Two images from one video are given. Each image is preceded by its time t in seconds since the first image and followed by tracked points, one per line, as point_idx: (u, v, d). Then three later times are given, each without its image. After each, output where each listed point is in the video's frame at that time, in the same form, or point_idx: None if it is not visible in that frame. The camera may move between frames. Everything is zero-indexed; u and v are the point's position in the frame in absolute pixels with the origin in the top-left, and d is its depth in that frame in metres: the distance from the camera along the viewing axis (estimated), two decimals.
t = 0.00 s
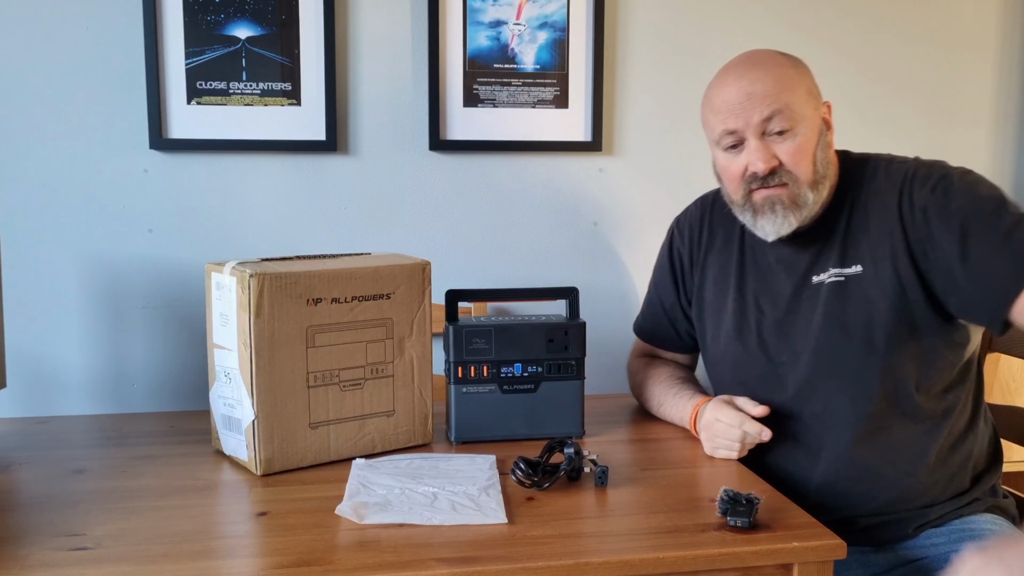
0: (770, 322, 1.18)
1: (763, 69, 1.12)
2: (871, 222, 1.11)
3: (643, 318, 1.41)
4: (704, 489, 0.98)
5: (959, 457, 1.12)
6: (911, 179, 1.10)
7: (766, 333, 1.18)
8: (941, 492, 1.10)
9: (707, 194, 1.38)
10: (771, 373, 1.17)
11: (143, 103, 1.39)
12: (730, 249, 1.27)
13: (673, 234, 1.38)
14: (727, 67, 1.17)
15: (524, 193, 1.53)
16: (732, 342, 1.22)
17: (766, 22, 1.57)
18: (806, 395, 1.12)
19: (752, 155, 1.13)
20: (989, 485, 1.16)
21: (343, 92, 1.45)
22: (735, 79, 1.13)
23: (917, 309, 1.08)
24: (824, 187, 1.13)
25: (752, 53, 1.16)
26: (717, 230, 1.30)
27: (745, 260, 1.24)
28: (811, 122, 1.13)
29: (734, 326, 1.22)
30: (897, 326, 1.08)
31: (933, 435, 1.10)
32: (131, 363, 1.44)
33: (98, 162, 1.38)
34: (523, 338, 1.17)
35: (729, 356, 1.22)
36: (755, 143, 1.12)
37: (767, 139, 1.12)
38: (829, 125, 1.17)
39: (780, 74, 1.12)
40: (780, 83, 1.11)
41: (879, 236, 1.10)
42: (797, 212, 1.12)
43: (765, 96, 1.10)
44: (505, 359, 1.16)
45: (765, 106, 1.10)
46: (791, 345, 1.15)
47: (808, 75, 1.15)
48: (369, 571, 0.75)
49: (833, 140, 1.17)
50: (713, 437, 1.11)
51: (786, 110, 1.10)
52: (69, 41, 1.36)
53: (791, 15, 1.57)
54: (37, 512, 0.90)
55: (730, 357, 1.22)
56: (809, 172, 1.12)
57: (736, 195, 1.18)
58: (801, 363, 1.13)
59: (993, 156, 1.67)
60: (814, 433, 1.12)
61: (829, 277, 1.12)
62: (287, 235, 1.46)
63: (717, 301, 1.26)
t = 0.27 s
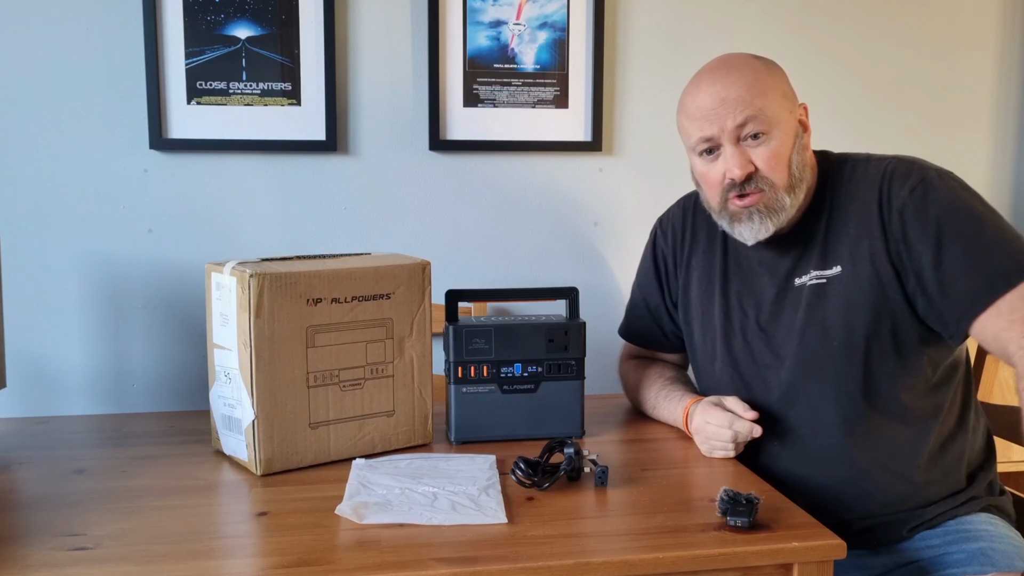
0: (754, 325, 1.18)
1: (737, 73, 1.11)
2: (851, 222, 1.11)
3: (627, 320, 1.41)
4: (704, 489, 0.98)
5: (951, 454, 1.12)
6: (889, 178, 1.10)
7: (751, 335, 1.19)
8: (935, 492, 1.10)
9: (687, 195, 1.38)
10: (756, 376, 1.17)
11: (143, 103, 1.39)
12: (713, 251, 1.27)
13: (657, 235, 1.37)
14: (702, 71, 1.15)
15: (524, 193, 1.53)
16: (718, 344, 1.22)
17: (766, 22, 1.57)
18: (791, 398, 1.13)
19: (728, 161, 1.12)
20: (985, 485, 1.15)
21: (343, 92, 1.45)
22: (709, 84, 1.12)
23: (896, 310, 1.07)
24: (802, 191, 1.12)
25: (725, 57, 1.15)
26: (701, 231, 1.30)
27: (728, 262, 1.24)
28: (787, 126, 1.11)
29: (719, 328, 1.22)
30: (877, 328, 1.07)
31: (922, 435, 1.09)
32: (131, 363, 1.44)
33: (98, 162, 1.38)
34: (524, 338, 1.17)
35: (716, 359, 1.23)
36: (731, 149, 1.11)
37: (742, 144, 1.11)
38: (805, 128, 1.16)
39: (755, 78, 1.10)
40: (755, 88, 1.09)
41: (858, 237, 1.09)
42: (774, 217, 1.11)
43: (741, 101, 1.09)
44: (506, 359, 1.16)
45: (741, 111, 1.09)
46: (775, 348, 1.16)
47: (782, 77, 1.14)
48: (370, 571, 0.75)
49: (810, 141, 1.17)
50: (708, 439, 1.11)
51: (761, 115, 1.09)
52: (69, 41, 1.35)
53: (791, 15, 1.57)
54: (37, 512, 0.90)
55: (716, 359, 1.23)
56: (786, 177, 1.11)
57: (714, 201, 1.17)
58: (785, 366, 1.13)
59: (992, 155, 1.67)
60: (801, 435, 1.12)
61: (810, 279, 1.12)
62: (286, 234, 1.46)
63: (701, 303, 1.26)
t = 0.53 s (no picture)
0: (748, 328, 1.19)
1: (730, 77, 1.10)
2: (842, 225, 1.11)
3: (622, 323, 1.41)
4: (704, 489, 0.98)
5: (948, 456, 1.11)
6: (878, 180, 1.09)
7: (745, 338, 1.19)
8: (932, 494, 1.09)
9: (679, 198, 1.38)
10: (752, 379, 1.18)
11: (143, 103, 1.39)
12: (706, 254, 1.27)
13: (651, 237, 1.38)
14: (693, 75, 1.15)
15: (524, 193, 1.53)
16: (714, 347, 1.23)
17: (766, 22, 1.57)
18: (786, 401, 1.13)
19: (722, 166, 1.12)
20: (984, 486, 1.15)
21: (343, 92, 1.45)
22: (702, 88, 1.11)
23: (887, 313, 1.07)
24: (795, 196, 1.12)
25: (718, 60, 1.14)
26: (694, 233, 1.30)
27: (721, 266, 1.24)
28: (781, 130, 1.11)
29: (713, 332, 1.23)
30: (869, 332, 1.07)
31: (917, 436, 1.09)
32: (131, 363, 1.44)
33: (98, 163, 1.38)
34: (524, 338, 1.17)
35: (712, 362, 1.23)
36: (724, 154, 1.11)
37: (735, 149, 1.11)
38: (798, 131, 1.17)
39: (749, 82, 1.10)
40: (748, 92, 1.09)
41: (849, 241, 1.09)
42: (769, 222, 1.11)
43: (734, 106, 1.09)
44: (506, 359, 1.16)
45: (734, 116, 1.09)
46: (769, 351, 1.16)
47: (775, 81, 1.13)
48: (370, 571, 0.75)
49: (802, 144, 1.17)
50: (715, 437, 1.11)
51: (755, 119, 1.09)
52: (69, 41, 1.36)
53: (791, 15, 1.57)
54: (37, 512, 0.90)
55: (712, 362, 1.23)
56: (780, 181, 1.11)
57: (707, 206, 1.17)
58: (779, 369, 1.14)
59: (992, 156, 1.67)
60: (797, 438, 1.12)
61: (802, 283, 1.13)
62: (286, 234, 1.46)
63: (696, 306, 1.27)
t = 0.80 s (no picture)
0: (750, 329, 1.19)
1: (733, 79, 1.10)
2: (843, 226, 1.11)
3: (623, 323, 1.41)
4: (704, 489, 0.98)
5: (950, 457, 1.11)
6: (879, 181, 1.09)
7: (747, 339, 1.19)
8: (934, 495, 1.09)
9: (681, 198, 1.38)
10: (753, 380, 1.18)
11: (143, 103, 1.39)
12: (707, 255, 1.27)
13: (652, 237, 1.38)
14: (696, 76, 1.15)
15: (524, 193, 1.53)
16: (715, 348, 1.22)
17: (766, 22, 1.57)
18: (787, 402, 1.13)
19: (725, 168, 1.12)
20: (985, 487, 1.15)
21: (343, 92, 1.45)
22: (705, 90, 1.11)
23: (888, 314, 1.07)
24: (799, 198, 1.12)
25: (721, 62, 1.14)
26: (696, 235, 1.30)
27: (721, 267, 1.24)
28: (784, 132, 1.11)
29: (714, 333, 1.22)
30: (870, 333, 1.07)
31: (919, 437, 1.09)
32: (131, 363, 1.44)
33: (98, 163, 1.38)
34: (524, 338, 1.17)
35: (713, 363, 1.23)
36: (727, 156, 1.11)
37: (738, 151, 1.11)
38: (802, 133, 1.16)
39: (752, 84, 1.10)
40: (751, 93, 1.09)
41: (850, 242, 1.09)
42: (771, 224, 1.11)
43: (737, 108, 1.08)
44: (506, 359, 1.16)
45: (737, 118, 1.08)
46: (771, 352, 1.16)
47: (779, 83, 1.13)
48: (370, 571, 0.75)
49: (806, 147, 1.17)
50: (720, 437, 1.11)
51: (758, 121, 1.09)
52: (69, 41, 1.36)
53: (791, 15, 1.57)
54: (36, 512, 0.90)
55: (714, 363, 1.23)
56: (783, 184, 1.11)
57: (710, 208, 1.17)
58: (781, 371, 1.14)
59: (992, 156, 1.67)
60: (799, 439, 1.12)
61: (803, 284, 1.13)
62: (286, 234, 1.46)
63: (697, 307, 1.27)
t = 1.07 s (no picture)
0: (752, 329, 1.19)
1: (737, 79, 1.10)
2: (846, 226, 1.11)
3: (625, 323, 1.41)
4: (704, 489, 0.98)
5: (951, 456, 1.11)
6: (882, 181, 1.09)
7: (749, 339, 1.19)
8: (935, 494, 1.09)
9: (684, 197, 1.38)
10: (755, 380, 1.18)
11: (143, 103, 1.39)
12: (710, 254, 1.27)
13: (654, 237, 1.38)
14: (700, 76, 1.15)
15: (524, 193, 1.53)
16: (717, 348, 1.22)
17: (766, 22, 1.57)
18: (789, 402, 1.13)
19: (728, 168, 1.12)
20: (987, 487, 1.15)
21: (343, 92, 1.45)
22: (709, 89, 1.11)
23: (891, 314, 1.07)
24: (802, 198, 1.12)
25: (725, 61, 1.14)
26: (698, 235, 1.30)
27: (724, 267, 1.24)
28: (787, 132, 1.11)
29: (716, 333, 1.22)
30: (873, 333, 1.07)
31: (920, 437, 1.09)
32: (131, 363, 1.44)
33: (98, 162, 1.38)
34: (524, 338, 1.17)
35: (715, 362, 1.23)
36: (730, 156, 1.11)
37: (741, 151, 1.11)
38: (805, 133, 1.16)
39: (756, 84, 1.10)
40: (756, 93, 1.09)
41: (852, 241, 1.09)
42: (774, 224, 1.11)
43: (741, 108, 1.08)
44: (506, 359, 1.16)
45: (741, 118, 1.08)
46: (773, 352, 1.16)
47: (782, 82, 1.13)
48: (370, 571, 0.75)
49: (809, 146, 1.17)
50: (719, 437, 1.11)
51: (762, 121, 1.09)
52: (69, 42, 1.36)
53: (791, 15, 1.57)
54: (36, 512, 0.90)
55: (715, 363, 1.23)
56: (786, 184, 1.11)
57: (713, 207, 1.17)
58: (782, 371, 1.14)
59: (993, 156, 1.67)
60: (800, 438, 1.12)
61: (806, 284, 1.12)
62: (286, 234, 1.46)
63: (699, 307, 1.27)
